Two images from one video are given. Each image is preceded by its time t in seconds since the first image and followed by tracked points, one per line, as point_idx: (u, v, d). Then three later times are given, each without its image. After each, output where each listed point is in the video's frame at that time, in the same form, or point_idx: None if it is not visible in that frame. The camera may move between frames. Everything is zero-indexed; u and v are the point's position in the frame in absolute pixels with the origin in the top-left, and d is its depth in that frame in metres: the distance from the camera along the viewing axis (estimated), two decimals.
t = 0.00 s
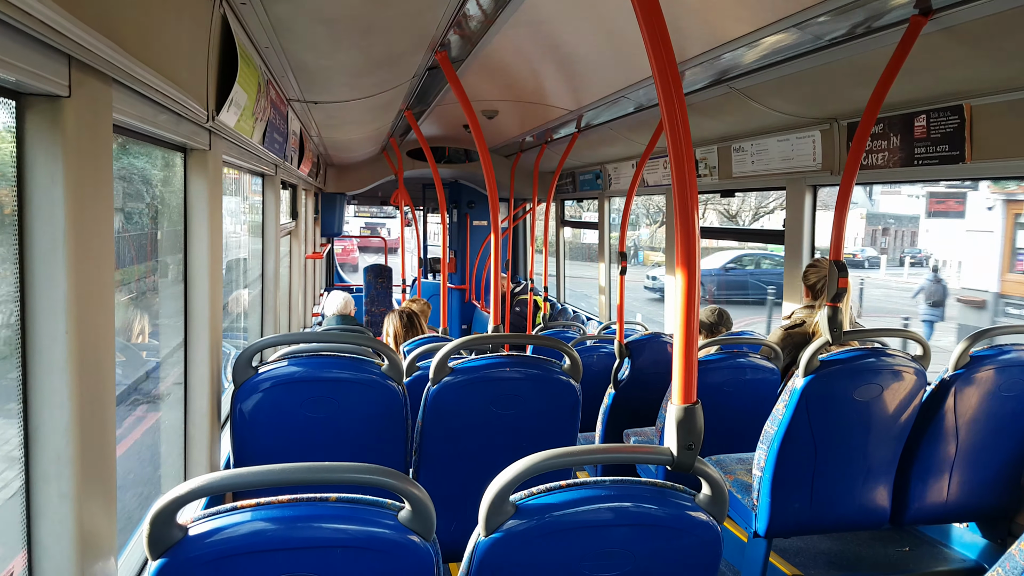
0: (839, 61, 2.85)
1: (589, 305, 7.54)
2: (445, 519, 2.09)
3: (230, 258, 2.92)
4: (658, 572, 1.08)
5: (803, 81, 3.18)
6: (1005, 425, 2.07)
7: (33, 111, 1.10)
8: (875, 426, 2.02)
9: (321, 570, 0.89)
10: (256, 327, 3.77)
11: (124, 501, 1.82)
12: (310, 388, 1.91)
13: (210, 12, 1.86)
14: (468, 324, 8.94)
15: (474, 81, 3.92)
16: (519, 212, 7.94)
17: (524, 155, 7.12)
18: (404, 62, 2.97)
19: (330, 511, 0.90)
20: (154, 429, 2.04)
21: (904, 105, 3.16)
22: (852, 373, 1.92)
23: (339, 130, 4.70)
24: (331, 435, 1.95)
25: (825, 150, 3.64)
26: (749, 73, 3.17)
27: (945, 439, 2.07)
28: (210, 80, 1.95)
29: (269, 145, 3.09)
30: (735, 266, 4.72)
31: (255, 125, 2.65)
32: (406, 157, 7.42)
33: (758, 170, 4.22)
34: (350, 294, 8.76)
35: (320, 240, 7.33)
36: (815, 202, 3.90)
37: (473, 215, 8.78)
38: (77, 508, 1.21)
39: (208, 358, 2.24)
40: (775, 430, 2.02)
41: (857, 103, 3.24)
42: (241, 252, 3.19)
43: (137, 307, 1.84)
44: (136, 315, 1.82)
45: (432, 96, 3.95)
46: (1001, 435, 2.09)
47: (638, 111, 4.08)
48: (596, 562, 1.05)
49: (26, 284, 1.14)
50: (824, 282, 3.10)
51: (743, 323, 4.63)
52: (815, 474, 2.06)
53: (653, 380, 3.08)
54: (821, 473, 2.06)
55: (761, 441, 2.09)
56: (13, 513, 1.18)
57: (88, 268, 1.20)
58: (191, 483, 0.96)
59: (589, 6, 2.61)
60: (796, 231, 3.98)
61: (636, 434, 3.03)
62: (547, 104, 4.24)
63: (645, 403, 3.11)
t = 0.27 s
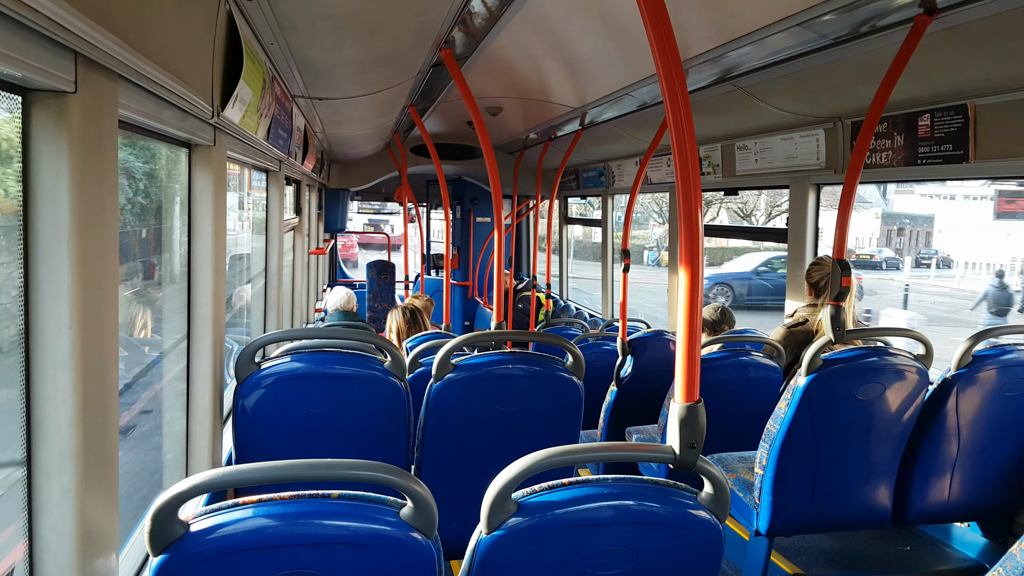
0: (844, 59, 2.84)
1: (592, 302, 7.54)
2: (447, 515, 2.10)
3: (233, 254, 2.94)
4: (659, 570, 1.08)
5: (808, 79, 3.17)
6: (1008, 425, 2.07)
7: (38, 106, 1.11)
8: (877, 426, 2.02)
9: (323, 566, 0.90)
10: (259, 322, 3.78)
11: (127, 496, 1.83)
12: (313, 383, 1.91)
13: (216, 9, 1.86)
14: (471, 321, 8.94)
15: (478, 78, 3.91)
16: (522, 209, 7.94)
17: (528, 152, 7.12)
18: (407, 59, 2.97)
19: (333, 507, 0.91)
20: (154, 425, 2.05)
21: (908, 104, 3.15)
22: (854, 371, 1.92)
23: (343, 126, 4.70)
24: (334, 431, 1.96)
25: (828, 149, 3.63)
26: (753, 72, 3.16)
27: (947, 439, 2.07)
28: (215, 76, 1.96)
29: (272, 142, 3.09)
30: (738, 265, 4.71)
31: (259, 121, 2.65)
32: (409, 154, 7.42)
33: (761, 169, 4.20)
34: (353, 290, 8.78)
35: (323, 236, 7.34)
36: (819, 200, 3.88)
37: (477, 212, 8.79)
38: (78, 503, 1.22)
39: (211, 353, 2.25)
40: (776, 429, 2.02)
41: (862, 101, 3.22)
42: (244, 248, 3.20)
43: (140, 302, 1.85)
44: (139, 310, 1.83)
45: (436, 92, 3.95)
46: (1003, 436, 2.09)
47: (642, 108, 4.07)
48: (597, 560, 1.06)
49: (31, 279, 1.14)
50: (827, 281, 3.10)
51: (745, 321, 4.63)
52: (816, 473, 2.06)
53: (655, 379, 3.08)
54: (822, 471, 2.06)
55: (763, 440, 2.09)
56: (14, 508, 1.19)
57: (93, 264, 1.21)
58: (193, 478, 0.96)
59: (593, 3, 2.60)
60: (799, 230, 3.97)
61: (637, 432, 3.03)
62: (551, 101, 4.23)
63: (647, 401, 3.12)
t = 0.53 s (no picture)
0: (844, 55, 2.83)
1: (592, 300, 7.54)
2: (448, 512, 2.09)
3: (233, 252, 2.93)
4: (659, 565, 1.08)
5: (808, 75, 3.16)
6: (1008, 420, 2.07)
7: (34, 101, 1.10)
8: (878, 421, 2.02)
9: (323, 562, 0.89)
10: (259, 320, 3.78)
11: (127, 493, 1.83)
12: (312, 380, 1.91)
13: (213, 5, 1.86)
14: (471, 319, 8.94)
15: (477, 75, 3.90)
16: (522, 207, 7.94)
17: (528, 150, 7.11)
18: (406, 55, 2.96)
19: (333, 503, 0.91)
20: (154, 423, 2.04)
21: (908, 100, 3.14)
22: (855, 367, 1.92)
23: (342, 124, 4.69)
24: (333, 428, 1.95)
25: (828, 144, 3.62)
26: (753, 68, 3.15)
27: (947, 434, 2.06)
28: (213, 73, 1.95)
29: (271, 139, 3.08)
30: (738, 261, 4.71)
31: (257, 118, 2.65)
32: (409, 151, 7.41)
33: (761, 165, 4.20)
34: (353, 289, 8.77)
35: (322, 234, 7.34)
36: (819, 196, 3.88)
37: (476, 210, 8.78)
38: (78, 500, 1.21)
39: (210, 351, 2.24)
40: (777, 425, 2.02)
41: (862, 97, 3.22)
42: (243, 246, 3.20)
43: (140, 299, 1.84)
44: (138, 307, 1.83)
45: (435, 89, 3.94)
46: (1003, 431, 2.09)
47: (642, 105, 4.06)
48: (597, 555, 1.05)
49: (28, 275, 1.14)
50: (827, 277, 3.10)
51: (745, 317, 4.62)
52: (817, 469, 2.06)
53: (655, 375, 3.08)
54: (822, 467, 2.06)
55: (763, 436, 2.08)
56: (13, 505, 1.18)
57: (91, 261, 1.20)
58: (192, 475, 0.96)
59: None
60: (799, 226, 3.97)
61: (638, 428, 3.03)
62: (550, 98, 4.22)
63: (647, 398, 3.12)
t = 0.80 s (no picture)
0: (842, 56, 2.84)
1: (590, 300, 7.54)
2: (446, 511, 2.09)
3: (231, 251, 2.93)
4: (656, 565, 1.08)
5: (806, 76, 3.17)
6: (1004, 420, 2.07)
7: (33, 99, 1.10)
8: (875, 422, 2.02)
9: (320, 562, 0.89)
10: (257, 319, 3.78)
11: (124, 492, 1.83)
12: (310, 379, 1.91)
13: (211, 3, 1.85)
14: (469, 318, 8.94)
15: (476, 74, 3.90)
16: (520, 206, 7.94)
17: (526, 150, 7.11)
18: (405, 55, 2.96)
19: (330, 504, 0.91)
20: (151, 422, 2.03)
21: (905, 101, 3.15)
22: (852, 367, 1.92)
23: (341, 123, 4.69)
24: (331, 428, 1.95)
25: (826, 145, 3.64)
26: (751, 69, 3.15)
27: (944, 434, 2.07)
28: (211, 71, 1.95)
29: (269, 137, 3.08)
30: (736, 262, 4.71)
31: (255, 117, 2.64)
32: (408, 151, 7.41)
33: (759, 166, 4.20)
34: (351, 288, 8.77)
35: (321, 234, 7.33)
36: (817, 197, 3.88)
37: (475, 209, 8.78)
38: (75, 499, 1.21)
39: (208, 350, 2.24)
40: (774, 426, 2.02)
41: (860, 98, 3.23)
42: (242, 245, 3.19)
43: (137, 298, 1.84)
44: (135, 306, 1.82)
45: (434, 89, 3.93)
46: (1000, 431, 2.09)
47: (640, 105, 4.06)
48: (595, 555, 1.05)
49: (25, 274, 1.14)
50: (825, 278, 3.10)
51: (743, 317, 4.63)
52: (814, 469, 2.06)
53: (653, 375, 3.08)
54: (820, 468, 2.06)
55: (761, 437, 2.09)
56: (9, 504, 1.18)
57: (88, 260, 1.20)
58: (189, 475, 0.96)
59: None
60: (797, 227, 3.97)
61: (636, 428, 3.04)
62: (549, 97, 4.22)
63: (645, 398, 3.12)
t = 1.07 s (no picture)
0: (840, 53, 2.84)
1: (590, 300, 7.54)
2: (447, 512, 2.09)
3: (230, 253, 2.93)
4: (659, 563, 1.08)
5: (804, 74, 3.17)
6: (1004, 416, 2.07)
7: (31, 102, 1.10)
8: (876, 419, 2.02)
9: (324, 563, 0.89)
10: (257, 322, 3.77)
11: (125, 495, 1.82)
12: (311, 381, 1.90)
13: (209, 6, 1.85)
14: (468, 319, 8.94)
15: (474, 75, 3.90)
16: (519, 207, 7.94)
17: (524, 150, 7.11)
18: (403, 56, 2.96)
19: (332, 504, 0.91)
20: (151, 425, 2.03)
21: (902, 98, 3.16)
22: (853, 364, 1.92)
23: (339, 125, 4.69)
24: (332, 429, 1.95)
25: (824, 142, 3.64)
26: (748, 67, 3.16)
27: (944, 431, 2.07)
28: (209, 74, 1.95)
29: (268, 139, 3.08)
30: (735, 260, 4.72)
31: (253, 119, 2.64)
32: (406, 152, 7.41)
33: (757, 164, 4.21)
34: (350, 290, 8.77)
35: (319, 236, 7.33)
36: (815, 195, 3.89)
37: (473, 210, 8.79)
38: (76, 502, 1.21)
39: (208, 352, 2.23)
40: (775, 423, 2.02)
41: (857, 96, 3.23)
42: (241, 247, 3.19)
43: (137, 301, 1.84)
44: (134, 309, 1.82)
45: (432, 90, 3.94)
46: (1001, 427, 2.10)
47: (638, 105, 4.07)
48: (598, 554, 1.05)
49: (25, 277, 1.13)
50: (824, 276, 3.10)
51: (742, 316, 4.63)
52: (815, 466, 2.06)
53: (653, 374, 3.08)
54: (821, 465, 2.06)
55: (762, 434, 2.08)
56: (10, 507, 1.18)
57: (88, 263, 1.20)
58: (191, 477, 0.96)
59: None
60: (795, 225, 3.98)
61: (637, 427, 3.04)
62: (546, 98, 4.22)
63: (645, 397, 3.12)
